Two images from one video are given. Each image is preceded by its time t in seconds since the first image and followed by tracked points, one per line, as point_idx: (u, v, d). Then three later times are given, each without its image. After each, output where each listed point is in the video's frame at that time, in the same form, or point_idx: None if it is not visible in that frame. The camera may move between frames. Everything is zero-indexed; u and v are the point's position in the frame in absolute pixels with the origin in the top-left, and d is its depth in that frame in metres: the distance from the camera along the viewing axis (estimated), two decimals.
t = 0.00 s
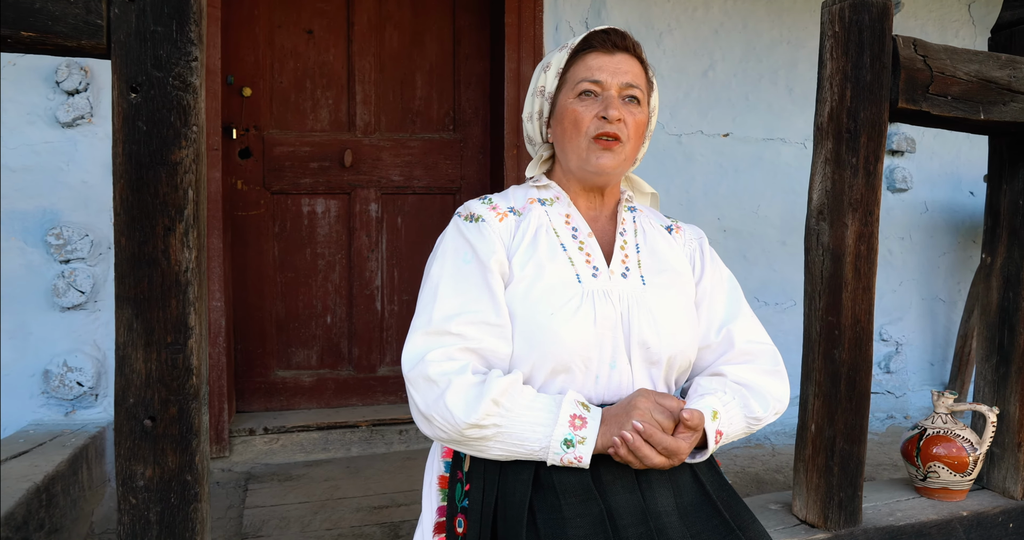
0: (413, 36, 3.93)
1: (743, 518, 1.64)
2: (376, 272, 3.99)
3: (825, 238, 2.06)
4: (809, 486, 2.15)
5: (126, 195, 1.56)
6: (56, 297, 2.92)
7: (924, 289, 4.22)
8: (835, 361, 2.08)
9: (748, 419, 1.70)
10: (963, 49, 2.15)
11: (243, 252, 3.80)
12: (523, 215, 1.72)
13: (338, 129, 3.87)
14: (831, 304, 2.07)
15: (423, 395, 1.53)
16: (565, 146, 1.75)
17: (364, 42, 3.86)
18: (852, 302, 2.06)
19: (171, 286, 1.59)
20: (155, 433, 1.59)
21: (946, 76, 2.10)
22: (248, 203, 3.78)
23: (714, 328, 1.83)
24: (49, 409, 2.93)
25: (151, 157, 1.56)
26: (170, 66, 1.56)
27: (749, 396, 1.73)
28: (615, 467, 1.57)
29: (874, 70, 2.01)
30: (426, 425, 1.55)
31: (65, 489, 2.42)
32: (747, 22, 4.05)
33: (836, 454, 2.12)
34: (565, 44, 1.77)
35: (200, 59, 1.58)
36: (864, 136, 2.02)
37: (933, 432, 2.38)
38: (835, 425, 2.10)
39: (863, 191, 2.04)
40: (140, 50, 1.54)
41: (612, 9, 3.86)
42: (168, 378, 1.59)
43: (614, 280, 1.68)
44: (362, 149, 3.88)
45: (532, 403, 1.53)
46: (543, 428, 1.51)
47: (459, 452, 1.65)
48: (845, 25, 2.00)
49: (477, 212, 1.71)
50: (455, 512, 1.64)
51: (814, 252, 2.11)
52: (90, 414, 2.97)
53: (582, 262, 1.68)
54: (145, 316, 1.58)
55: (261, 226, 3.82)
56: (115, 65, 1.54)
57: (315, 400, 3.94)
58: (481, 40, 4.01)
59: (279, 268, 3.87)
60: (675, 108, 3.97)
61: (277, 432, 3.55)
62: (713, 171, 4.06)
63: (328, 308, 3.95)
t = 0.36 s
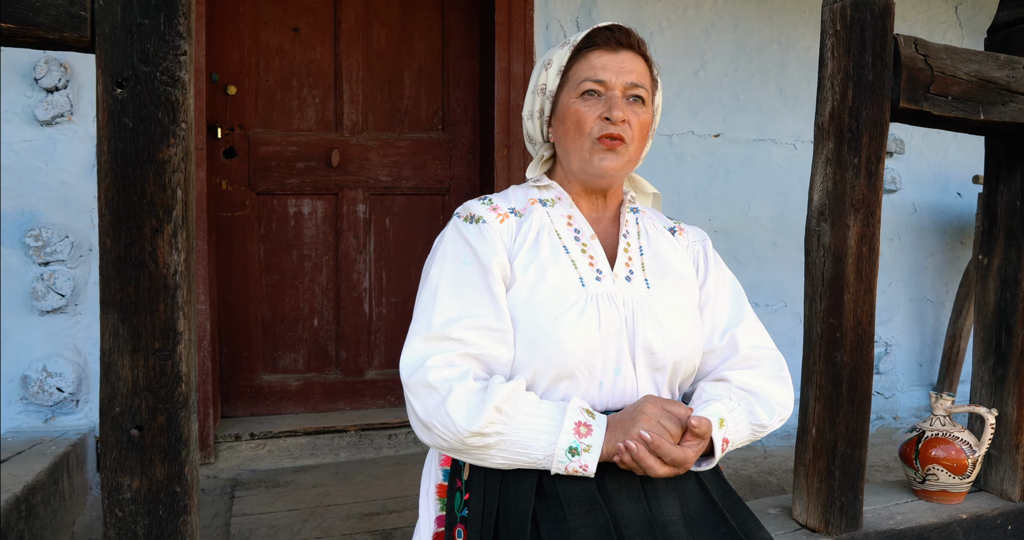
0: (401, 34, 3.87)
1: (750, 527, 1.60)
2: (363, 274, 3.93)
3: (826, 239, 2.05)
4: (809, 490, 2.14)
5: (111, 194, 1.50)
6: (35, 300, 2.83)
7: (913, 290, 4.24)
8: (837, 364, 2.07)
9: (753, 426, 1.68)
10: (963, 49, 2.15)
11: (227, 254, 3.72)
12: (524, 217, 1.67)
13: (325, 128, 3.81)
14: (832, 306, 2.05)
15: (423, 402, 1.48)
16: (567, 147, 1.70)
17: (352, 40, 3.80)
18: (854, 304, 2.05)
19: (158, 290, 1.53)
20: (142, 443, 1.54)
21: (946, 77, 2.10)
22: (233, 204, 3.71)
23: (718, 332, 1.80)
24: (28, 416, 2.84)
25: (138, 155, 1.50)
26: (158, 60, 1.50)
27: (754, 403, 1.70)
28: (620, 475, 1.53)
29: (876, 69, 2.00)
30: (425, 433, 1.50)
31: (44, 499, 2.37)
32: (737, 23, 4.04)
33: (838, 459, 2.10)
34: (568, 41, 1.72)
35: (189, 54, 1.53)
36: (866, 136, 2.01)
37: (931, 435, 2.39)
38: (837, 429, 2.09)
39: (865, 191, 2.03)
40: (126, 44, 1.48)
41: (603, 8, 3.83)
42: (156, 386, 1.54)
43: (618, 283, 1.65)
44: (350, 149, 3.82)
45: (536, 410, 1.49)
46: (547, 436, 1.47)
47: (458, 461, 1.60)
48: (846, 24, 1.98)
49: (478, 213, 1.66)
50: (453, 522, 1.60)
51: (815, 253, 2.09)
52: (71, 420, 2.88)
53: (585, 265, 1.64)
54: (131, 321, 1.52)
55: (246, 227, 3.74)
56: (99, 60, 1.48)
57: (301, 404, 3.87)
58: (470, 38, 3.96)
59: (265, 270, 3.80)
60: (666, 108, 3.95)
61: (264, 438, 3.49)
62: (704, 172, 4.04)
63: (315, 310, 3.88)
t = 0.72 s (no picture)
0: (389, 32, 3.81)
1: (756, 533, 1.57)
2: (351, 275, 3.86)
3: (827, 239, 2.04)
4: (811, 494, 2.12)
5: (94, 193, 1.44)
6: (13, 304, 2.75)
7: (903, 290, 4.25)
8: (839, 366, 2.05)
9: (759, 427, 1.63)
10: (963, 47, 2.15)
11: (212, 256, 3.64)
12: (521, 218, 1.61)
13: (312, 127, 3.74)
14: (834, 308, 2.04)
15: (421, 410, 1.42)
16: (563, 146, 1.64)
17: (339, 37, 3.73)
18: (856, 306, 2.04)
19: (144, 293, 1.48)
20: (128, 454, 1.48)
21: (947, 75, 2.09)
22: (218, 204, 3.63)
23: (720, 333, 1.75)
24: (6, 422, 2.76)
25: (124, 152, 1.45)
26: (144, 53, 1.45)
27: (759, 404, 1.66)
28: (625, 483, 1.48)
29: (878, 67, 1.99)
30: (423, 442, 1.44)
31: (23, 510, 2.30)
32: (728, 22, 4.02)
33: (840, 462, 2.08)
34: (564, 37, 1.66)
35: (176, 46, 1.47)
36: (869, 135, 2.00)
37: (931, 437, 2.40)
38: (839, 432, 2.07)
39: (868, 191, 2.02)
40: (111, 36, 1.43)
41: (595, 6, 3.79)
42: (142, 394, 1.48)
43: (619, 285, 1.58)
44: (338, 149, 3.75)
45: (537, 418, 1.43)
46: (550, 444, 1.41)
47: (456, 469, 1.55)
48: (848, 20, 1.96)
49: (473, 213, 1.60)
50: (451, 532, 1.55)
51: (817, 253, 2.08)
52: (50, 427, 2.80)
53: (584, 267, 1.58)
54: (116, 326, 1.47)
55: (232, 228, 3.66)
56: (81, 51, 1.42)
57: (288, 408, 3.80)
58: (460, 36, 3.91)
59: (250, 272, 3.72)
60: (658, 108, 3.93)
61: (250, 443, 3.41)
62: (695, 172, 4.02)
63: (302, 312, 3.81)
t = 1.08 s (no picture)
0: (380, 29, 3.74)
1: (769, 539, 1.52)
2: (342, 276, 3.79)
3: (832, 239, 2.01)
4: (815, 498, 2.08)
5: (79, 192, 1.43)
6: None
7: (896, 290, 4.24)
8: (845, 368, 2.02)
9: (770, 432, 1.60)
10: (966, 45, 2.11)
11: (199, 258, 3.56)
12: (524, 218, 1.56)
13: (301, 126, 3.67)
14: (839, 309, 2.01)
15: (425, 420, 1.39)
16: (564, 141, 1.56)
17: (328, 34, 3.66)
18: (862, 307, 2.01)
19: (132, 297, 1.47)
20: (115, 465, 1.48)
21: (952, 73, 2.06)
22: (205, 204, 3.55)
23: (728, 334, 1.71)
24: None
25: (111, 148, 1.44)
26: (131, 45, 1.43)
27: (770, 408, 1.62)
28: (635, 491, 1.43)
29: (885, 64, 1.95)
30: (428, 452, 1.41)
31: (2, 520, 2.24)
32: (722, 21, 3.99)
33: (846, 466, 2.05)
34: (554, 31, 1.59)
35: (164, 39, 1.46)
36: (874, 133, 1.96)
37: (934, 438, 2.36)
38: (845, 435, 2.04)
39: (874, 190, 1.98)
40: (96, 26, 1.42)
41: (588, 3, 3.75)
42: (130, 403, 1.48)
43: (627, 287, 1.55)
44: (327, 147, 3.68)
45: (545, 426, 1.39)
46: (559, 454, 1.38)
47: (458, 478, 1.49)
48: (854, 16, 1.93)
49: (474, 214, 1.55)
50: None
51: (822, 254, 2.04)
52: (31, 435, 2.72)
53: (591, 268, 1.54)
54: (102, 331, 1.46)
55: (219, 228, 3.58)
56: (66, 42, 1.41)
57: (277, 412, 3.72)
58: (451, 33, 3.85)
59: (238, 273, 3.64)
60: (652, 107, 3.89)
61: (239, 448, 3.34)
62: (689, 171, 3.98)
63: (291, 314, 3.74)
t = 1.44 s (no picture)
0: (366, 26, 3.67)
1: None
2: (327, 278, 3.71)
3: (833, 240, 1.98)
4: (816, 502, 2.06)
5: (60, 190, 1.42)
6: None
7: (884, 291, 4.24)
8: (846, 371, 1.99)
9: (778, 438, 1.56)
10: (967, 44, 2.10)
11: (179, 259, 3.46)
12: (524, 218, 1.51)
13: (286, 124, 3.59)
14: (841, 310, 1.98)
15: (423, 430, 1.32)
16: (564, 142, 1.51)
17: (313, 30, 3.58)
18: (864, 308, 1.98)
19: (115, 301, 1.46)
20: (97, 479, 1.46)
21: (952, 72, 2.04)
22: (186, 204, 3.45)
23: (733, 337, 1.68)
24: None
25: (92, 144, 1.42)
26: (114, 36, 1.42)
27: (777, 413, 1.59)
28: (643, 500, 1.38)
29: (887, 62, 1.92)
30: (426, 464, 1.34)
31: None
32: (711, 20, 3.96)
33: (847, 469, 2.02)
34: (558, 24, 1.52)
35: (147, 29, 1.45)
36: (876, 132, 1.93)
37: (932, 440, 2.35)
38: (846, 438, 2.01)
39: (876, 190, 1.95)
40: (77, 16, 1.40)
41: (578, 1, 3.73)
42: (113, 413, 1.47)
43: (632, 289, 1.50)
44: (312, 146, 3.60)
45: (549, 435, 1.33)
46: (563, 464, 1.32)
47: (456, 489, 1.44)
48: (856, 14, 1.91)
49: (473, 214, 1.49)
50: None
51: (823, 256, 2.02)
52: (6, 443, 2.63)
53: (594, 270, 1.49)
54: (84, 337, 1.45)
55: (200, 229, 3.49)
56: (43, 34, 1.39)
57: (261, 418, 3.63)
58: (439, 31, 3.79)
59: (220, 276, 3.55)
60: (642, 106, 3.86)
61: (222, 455, 3.24)
62: (679, 171, 3.96)
63: (275, 317, 3.65)
